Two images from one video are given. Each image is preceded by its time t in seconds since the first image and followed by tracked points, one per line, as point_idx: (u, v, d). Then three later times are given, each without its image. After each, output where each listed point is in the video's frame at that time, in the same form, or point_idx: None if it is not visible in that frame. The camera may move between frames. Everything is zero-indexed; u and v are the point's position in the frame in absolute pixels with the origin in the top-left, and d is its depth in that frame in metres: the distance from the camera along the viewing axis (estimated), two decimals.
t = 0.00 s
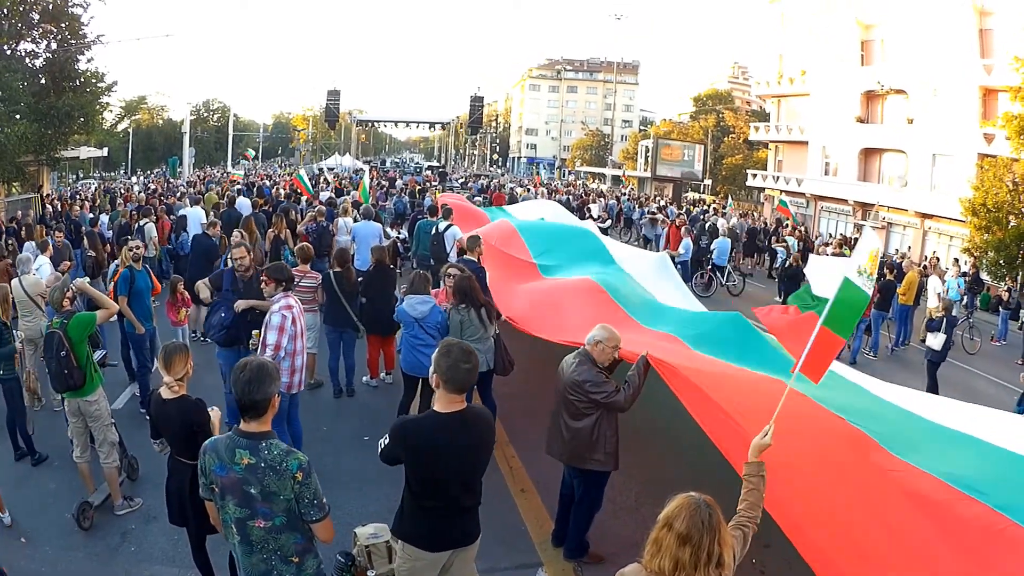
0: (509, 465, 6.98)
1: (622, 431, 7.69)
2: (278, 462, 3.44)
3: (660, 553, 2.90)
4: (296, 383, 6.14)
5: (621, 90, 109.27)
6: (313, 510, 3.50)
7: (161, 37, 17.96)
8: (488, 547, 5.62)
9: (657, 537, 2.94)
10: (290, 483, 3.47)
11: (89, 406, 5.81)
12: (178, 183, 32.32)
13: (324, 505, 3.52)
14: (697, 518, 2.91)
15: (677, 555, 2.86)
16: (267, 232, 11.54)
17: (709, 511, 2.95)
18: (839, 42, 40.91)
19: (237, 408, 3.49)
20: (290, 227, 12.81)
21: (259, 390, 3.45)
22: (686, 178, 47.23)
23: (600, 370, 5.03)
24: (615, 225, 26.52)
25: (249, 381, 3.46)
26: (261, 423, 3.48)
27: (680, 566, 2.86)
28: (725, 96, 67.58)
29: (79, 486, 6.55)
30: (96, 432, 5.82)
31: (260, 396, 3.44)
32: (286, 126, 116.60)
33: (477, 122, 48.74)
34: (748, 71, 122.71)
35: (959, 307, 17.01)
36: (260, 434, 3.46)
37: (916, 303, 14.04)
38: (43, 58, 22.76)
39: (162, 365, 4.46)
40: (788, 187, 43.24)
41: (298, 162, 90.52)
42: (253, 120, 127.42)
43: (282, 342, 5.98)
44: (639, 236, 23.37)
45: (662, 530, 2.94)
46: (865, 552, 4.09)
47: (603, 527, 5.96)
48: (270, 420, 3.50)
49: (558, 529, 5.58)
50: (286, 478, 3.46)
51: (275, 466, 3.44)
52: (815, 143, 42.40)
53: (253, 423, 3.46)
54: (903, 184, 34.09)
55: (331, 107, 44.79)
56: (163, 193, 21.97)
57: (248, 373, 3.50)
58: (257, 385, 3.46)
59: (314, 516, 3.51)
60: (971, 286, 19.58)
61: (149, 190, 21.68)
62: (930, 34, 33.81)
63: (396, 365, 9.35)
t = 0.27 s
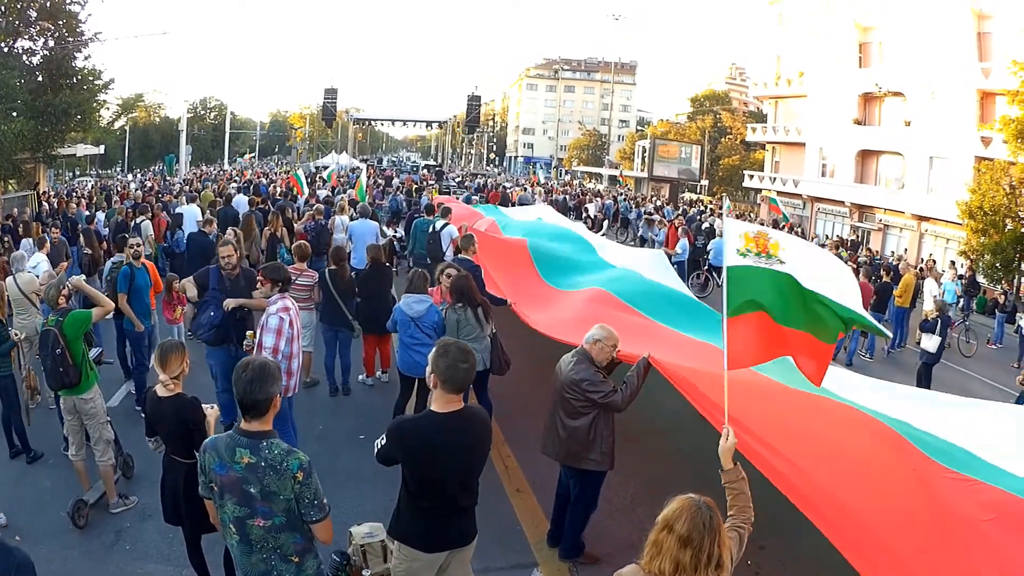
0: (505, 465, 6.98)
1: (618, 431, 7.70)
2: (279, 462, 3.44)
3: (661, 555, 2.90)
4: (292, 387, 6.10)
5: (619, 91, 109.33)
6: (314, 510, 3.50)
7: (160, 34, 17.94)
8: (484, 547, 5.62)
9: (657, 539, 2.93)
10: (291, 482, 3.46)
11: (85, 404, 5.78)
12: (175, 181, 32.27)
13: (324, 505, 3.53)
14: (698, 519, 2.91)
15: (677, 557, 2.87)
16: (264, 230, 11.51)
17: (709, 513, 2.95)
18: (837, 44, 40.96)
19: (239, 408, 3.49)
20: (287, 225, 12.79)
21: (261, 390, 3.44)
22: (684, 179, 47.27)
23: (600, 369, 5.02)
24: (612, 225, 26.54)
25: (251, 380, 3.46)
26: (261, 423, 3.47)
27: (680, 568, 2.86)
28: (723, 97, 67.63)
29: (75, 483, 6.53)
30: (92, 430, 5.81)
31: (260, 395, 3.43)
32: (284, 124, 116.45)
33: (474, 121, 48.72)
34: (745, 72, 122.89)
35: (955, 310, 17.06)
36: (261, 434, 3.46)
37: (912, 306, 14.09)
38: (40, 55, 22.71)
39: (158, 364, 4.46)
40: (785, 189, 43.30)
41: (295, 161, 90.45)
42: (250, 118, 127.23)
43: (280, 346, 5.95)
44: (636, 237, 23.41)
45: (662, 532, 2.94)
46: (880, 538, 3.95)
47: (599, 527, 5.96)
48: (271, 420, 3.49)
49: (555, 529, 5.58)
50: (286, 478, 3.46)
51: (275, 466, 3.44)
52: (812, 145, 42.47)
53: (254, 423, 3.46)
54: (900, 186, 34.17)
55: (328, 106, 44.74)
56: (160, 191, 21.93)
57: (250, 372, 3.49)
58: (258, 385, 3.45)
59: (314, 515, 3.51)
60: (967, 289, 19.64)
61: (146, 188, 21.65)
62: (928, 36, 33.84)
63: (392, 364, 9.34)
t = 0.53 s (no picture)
0: (508, 463, 6.96)
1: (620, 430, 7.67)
2: (285, 459, 3.42)
3: (666, 554, 2.88)
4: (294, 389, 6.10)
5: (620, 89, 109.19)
6: (320, 507, 3.50)
7: (162, 34, 17.94)
8: (486, 545, 5.60)
9: (662, 538, 2.91)
10: (297, 481, 3.45)
11: (87, 402, 5.77)
12: (177, 180, 32.27)
13: (330, 503, 3.52)
14: (703, 518, 2.89)
15: (683, 556, 2.85)
16: (265, 229, 11.49)
17: (714, 511, 2.93)
18: (839, 42, 40.89)
19: (244, 406, 3.47)
20: (288, 224, 12.78)
21: (266, 389, 3.42)
22: (686, 177, 47.23)
23: (606, 366, 5.00)
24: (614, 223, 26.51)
25: (256, 379, 3.44)
26: (267, 421, 3.46)
27: (686, 567, 2.84)
28: (725, 94, 67.52)
29: (77, 482, 6.52)
30: (93, 429, 5.80)
31: (266, 393, 3.42)
32: (285, 123, 116.49)
33: (476, 119, 48.69)
34: (747, 70, 122.75)
35: (957, 307, 17.01)
36: (266, 432, 3.44)
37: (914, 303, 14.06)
38: (41, 54, 22.73)
39: (160, 363, 4.44)
40: (787, 186, 43.24)
41: (297, 159, 90.47)
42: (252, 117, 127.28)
43: (281, 350, 5.93)
44: (638, 235, 23.38)
45: (667, 530, 2.91)
46: (904, 544, 3.91)
47: (602, 525, 5.94)
48: (277, 418, 3.48)
49: (557, 527, 5.57)
50: (292, 476, 3.44)
51: (281, 464, 3.42)
52: (814, 142, 42.41)
53: (260, 421, 3.44)
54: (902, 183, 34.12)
55: (330, 104, 44.73)
56: (162, 189, 21.91)
57: (255, 371, 3.47)
58: (264, 383, 3.43)
59: (320, 514, 3.50)
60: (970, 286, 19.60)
61: (148, 187, 21.65)
62: (929, 34, 33.76)
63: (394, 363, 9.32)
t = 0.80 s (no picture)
0: (512, 461, 6.92)
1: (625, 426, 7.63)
2: (285, 461, 3.39)
3: (669, 552, 2.84)
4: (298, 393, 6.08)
5: (621, 86, 109.10)
6: (322, 508, 3.47)
7: (162, 37, 17.90)
8: (490, 544, 5.56)
9: (664, 536, 2.87)
10: (298, 482, 3.42)
11: (89, 406, 5.75)
12: (180, 182, 32.34)
13: (334, 504, 3.49)
14: (706, 515, 2.86)
15: (686, 554, 2.81)
16: (267, 230, 11.46)
17: (717, 507, 2.89)
18: (839, 37, 40.79)
19: (244, 408, 3.44)
20: (291, 224, 12.74)
21: (266, 392, 3.39)
22: (688, 174, 47.17)
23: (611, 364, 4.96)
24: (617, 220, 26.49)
25: (256, 381, 3.40)
26: (268, 423, 3.43)
27: (690, 565, 2.81)
28: (726, 90, 67.37)
29: (81, 486, 6.50)
30: (96, 432, 5.77)
31: (265, 394, 3.39)
32: (287, 124, 116.58)
33: (478, 118, 48.63)
34: (748, 66, 122.65)
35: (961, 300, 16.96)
36: (267, 433, 3.42)
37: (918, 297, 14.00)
38: (42, 59, 22.75)
39: (161, 364, 4.42)
40: (790, 181, 43.18)
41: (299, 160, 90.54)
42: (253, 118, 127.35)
43: (280, 355, 5.91)
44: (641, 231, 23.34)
45: (669, 529, 2.88)
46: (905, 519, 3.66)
47: (607, 523, 5.90)
48: (277, 420, 3.45)
49: (563, 525, 5.53)
50: (292, 478, 3.41)
51: (281, 466, 3.39)
52: (816, 137, 42.33)
53: (261, 422, 3.41)
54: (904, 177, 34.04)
55: (331, 105, 44.73)
56: (165, 192, 21.92)
57: (255, 373, 3.44)
58: (265, 386, 3.40)
59: (323, 515, 3.47)
60: (974, 279, 19.54)
61: (151, 189, 21.67)
62: (930, 28, 33.67)
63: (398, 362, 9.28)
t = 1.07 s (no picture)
0: (511, 458, 6.94)
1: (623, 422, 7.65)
2: (278, 461, 3.40)
3: (665, 549, 2.85)
4: (294, 393, 6.06)
5: (618, 82, 108.99)
6: (315, 508, 3.47)
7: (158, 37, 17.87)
8: (490, 542, 5.58)
9: (660, 532, 2.89)
10: (290, 482, 3.43)
11: (87, 408, 5.76)
12: (178, 182, 32.30)
13: (329, 502, 3.50)
14: (702, 511, 2.87)
15: (682, 550, 2.83)
16: (264, 229, 11.45)
17: (712, 503, 2.91)
18: (836, 30, 40.73)
19: (237, 408, 3.45)
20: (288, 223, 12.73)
21: (258, 392, 3.41)
22: (686, 170, 47.12)
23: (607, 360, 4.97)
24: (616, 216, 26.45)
25: (248, 382, 3.41)
26: (261, 423, 3.45)
27: (686, 561, 2.82)
28: (724, 84, 67.24)
29: (82, 487, 6.51)
30: (95, 434, 5.78)
31: (258, 394, 3.41)
32: (284, 124, 116.45)
33: (475, 115, 48.56)
34: (745, 61, 122.58)
35: (961, 292, 16.95)
36: (259, 433, 3.43)
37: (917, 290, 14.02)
38: (39, 60, 22.71)
39: (157, 364, 4.44)
40: (788, 176, 43.14)
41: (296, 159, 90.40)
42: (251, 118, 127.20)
43: (282, 358, 5.89)
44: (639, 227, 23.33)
45: (665, 525, 2.89)
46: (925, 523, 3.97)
47: (605, 519, 5.92)
48: (270, 420, 3.47)
49: (561, 522, 5.55)
50: (285, 478, 3.42)
51: (274, 465, 3.40)
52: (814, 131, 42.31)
53: (253, 421, 3.43)
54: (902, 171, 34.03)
55: (328, 104, 44.64)
56: (162, 192, 21.90)
57: (247, 374, 3.45)
58: (257, 386, 3.42)
59: (318, 513, 3.48)
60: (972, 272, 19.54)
61: (149, 190, 21.64)
62: (927, 21, 33.55)
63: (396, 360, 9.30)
